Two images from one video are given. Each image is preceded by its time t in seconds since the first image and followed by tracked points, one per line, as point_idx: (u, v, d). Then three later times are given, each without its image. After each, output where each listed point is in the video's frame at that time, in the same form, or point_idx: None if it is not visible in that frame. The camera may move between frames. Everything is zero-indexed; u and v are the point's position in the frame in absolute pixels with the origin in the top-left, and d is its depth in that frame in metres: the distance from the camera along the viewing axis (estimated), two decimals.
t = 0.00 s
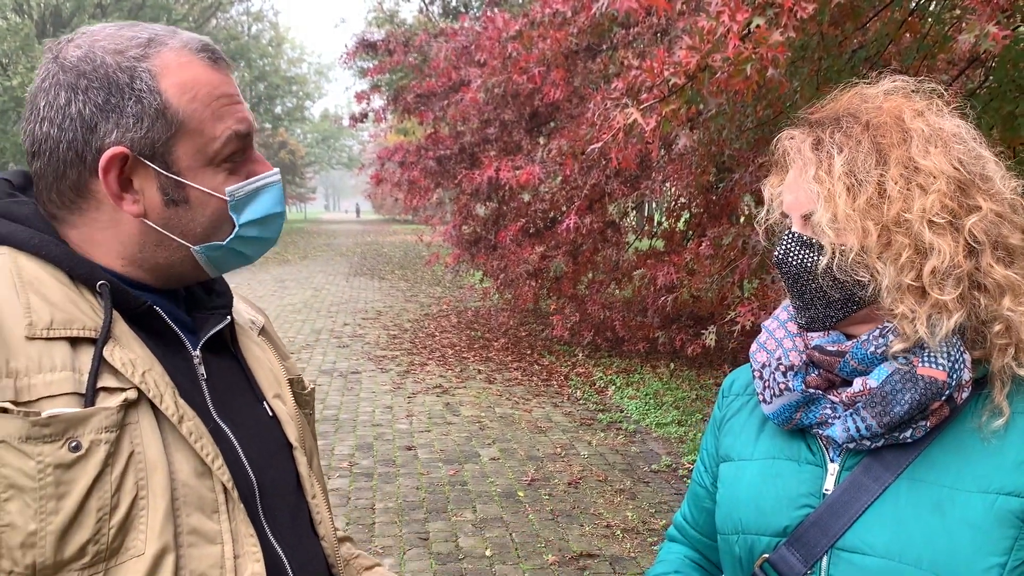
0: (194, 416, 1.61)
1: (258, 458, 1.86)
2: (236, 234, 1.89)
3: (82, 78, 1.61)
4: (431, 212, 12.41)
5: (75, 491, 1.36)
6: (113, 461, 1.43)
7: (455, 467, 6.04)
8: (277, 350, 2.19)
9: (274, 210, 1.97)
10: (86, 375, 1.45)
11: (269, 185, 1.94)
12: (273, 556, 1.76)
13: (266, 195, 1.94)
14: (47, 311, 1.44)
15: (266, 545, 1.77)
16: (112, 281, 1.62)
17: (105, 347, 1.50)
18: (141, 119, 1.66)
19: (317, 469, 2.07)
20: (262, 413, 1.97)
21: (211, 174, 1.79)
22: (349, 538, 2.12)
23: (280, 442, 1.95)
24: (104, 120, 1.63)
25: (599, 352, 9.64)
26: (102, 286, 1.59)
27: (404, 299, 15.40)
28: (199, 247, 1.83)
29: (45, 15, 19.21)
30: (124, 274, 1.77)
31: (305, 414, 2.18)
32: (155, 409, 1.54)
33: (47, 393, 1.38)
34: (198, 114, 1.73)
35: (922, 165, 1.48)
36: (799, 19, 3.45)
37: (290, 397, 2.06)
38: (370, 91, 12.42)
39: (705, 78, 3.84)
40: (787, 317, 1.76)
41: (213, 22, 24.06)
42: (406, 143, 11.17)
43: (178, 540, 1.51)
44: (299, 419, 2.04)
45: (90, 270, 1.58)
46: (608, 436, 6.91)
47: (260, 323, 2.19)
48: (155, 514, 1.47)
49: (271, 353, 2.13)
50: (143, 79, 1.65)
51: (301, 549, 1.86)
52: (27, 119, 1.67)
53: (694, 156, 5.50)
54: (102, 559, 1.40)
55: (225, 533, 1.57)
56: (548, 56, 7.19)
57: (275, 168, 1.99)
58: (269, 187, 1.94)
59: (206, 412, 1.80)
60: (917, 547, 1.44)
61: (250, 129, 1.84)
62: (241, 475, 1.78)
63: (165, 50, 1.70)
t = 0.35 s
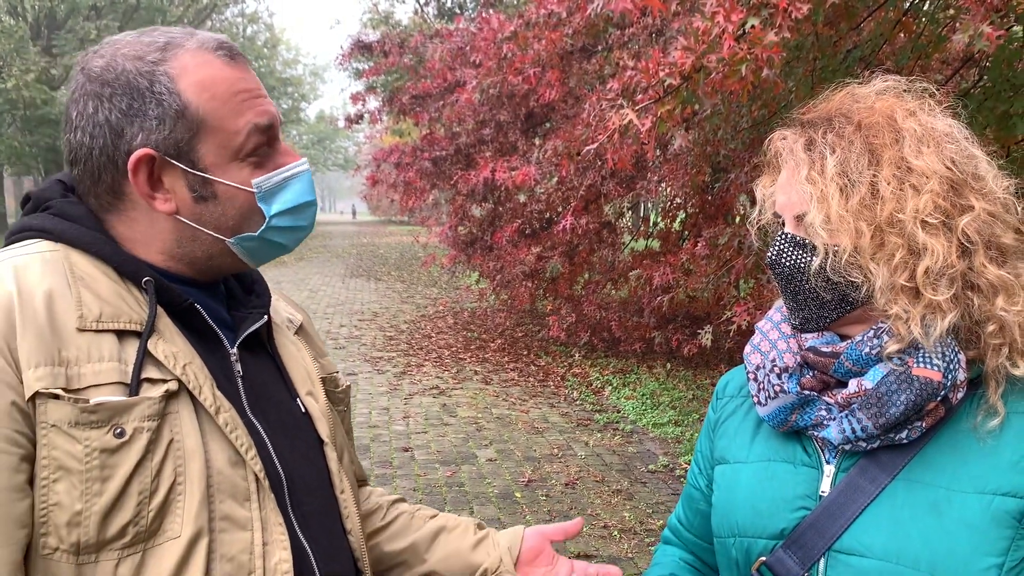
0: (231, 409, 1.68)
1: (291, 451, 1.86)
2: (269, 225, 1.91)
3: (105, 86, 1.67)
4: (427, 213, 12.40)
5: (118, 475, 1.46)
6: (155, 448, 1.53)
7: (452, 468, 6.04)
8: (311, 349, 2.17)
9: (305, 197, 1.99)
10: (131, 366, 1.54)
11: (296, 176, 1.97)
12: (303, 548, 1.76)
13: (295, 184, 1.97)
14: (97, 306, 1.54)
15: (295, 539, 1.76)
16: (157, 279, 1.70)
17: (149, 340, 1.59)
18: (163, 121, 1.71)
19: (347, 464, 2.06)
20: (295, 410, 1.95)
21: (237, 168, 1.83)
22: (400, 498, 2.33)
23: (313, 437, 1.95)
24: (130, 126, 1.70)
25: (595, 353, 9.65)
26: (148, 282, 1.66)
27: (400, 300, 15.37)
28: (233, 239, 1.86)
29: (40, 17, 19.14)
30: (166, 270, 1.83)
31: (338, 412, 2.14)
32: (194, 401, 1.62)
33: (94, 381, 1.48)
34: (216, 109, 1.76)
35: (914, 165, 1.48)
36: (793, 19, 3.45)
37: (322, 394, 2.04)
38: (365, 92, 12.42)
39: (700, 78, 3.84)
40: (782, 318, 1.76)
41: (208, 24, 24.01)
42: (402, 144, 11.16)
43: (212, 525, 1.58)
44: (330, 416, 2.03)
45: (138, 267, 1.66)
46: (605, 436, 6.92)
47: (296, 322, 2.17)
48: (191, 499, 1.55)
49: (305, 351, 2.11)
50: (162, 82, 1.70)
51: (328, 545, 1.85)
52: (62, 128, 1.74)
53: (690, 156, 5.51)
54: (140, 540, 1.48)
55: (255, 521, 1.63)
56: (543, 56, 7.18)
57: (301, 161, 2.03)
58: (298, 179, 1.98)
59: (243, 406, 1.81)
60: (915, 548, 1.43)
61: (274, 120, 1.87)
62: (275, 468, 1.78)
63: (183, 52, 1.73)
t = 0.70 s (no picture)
0: (215, 406, 1.64)
1: (287, 440, 1.82)
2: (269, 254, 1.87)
3: (163, 93, 1.68)
4: (421, 213, 12.37)
5: (101, 478, 1.44)
6: (138, 450, 1.50)
7: (446, 468, 6.01)
8: (317, 332, 2.12)
9: (308, 237, 1.95)
10: (113, 373, 1.52)
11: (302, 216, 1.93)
12: (302, 534, 1.75)
13: (302, 224, 1.92)
14: (77, 315, 1.52)
15: (291, 529, 1.74)
16: (142, 285, 1.66)
17: (131, 346, 1.56)
18: (209, 139, 1.72)
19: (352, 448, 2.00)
20: (292, 399, 1.91)
21: (256, 199, 1.82)
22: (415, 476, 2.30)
23: (312, 422, 1.91)
24: (176, 135, 1.70)
25: (589, 352, 9.63)
26: (133, 289, 1.63)
27: (394, 300, 15.32)
28: (234, 261, 1.83)
29: (30, 16, 18.98)
30: (159, 277, 1.79)
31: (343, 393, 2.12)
32: (177, 401, 1.59)
33: (75, 391, 1.46)
34: (258, 140, 1.78)
35: (901, 163, 1.46)
36: (786, 17, 3.43)
37: (322, 378, 1.99)
38: (358, 91, 12.37)
39: (693, 76, 3.82)
40: (773, 318, 1.72)
41: (200, 23, 23.91)
42: (395, 143, 11.12)
43: (201, 519, 1.56)
44: (330, 400, 1.98)
45: (120, 275, 1.62)
46: (599, 435, 6.90)
47: (300, 308, 2.10)
48: (178, 494, 1.53)
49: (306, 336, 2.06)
50: (217, 105, 1.72)
51: (330, 531, 1.82)
52: (100, 118, 1.73)
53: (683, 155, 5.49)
54: (130, 537, 1.47)
55: (245, 513, 1.60)
56: (536, 55, 7.15)
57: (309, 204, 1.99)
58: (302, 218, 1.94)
59: (235, 400, 1.77)
60: (908, 548, 1.40)
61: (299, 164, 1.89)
62: (269, 457, 1.75)
63: (241, 83, 1.76)
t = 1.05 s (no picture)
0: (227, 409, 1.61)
1: (293, 445, 1.77)
2: (291, 241, 1.84)
3: (157, 102, 1.66)
4: (415, 209, 12.33)
5: (113, 467, 1.44)
6: (150, 443, 1.49)
7: (440, 465, 5.99)
8: (337, 343, 2.00)
9: (332, 218, 1.92)
10: (135, 367, 1.52)
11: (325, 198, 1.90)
12: (294, 540, 1.71)
13: (321, 206, 1.89)
14: (107, 309, 1.52)
15: (285, 533, 1.70)
16: (173, 285, 1.65)
17: (154, 344, 1.55)
18: (205, 139, 1.69)
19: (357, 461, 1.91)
20: (305, 409, 1.84)
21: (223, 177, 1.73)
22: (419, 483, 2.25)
23: (319, 432, 1.84)
24: (175, 141, 1.68)
25: (584, 348, 9.62)
26: (164, 288, 1.62)
27: (389, 296, 15.28)
28: (257, 251, 1.80)
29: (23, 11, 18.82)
30: (192, 276, 1.78)
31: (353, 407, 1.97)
32: (193, 403, 1.56)
33: (97, 381, 1.46)
34: (255, 132, 1.72)
35: (894, 159, 1.41)
36: (781, 12, 3.41)
37: (336, 391, 1.89)
38: (352, 87, 12.31)
39: (687, 72, 3.81)
40: (770, 314, 1.68)
41: (194, 19, 23.78)
42: (389, 139, 11.07)
43: (202, 515, 1.54)
44: (342, 412, 1.89)
45: (153, 272, 1.61)
46: (594, 431, 6.89)
47: (323, 318, 1.99)
48: (183, 489, 1.51)
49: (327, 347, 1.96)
50: (208, 105, 1.68)
51: (326, 537, 1.77)
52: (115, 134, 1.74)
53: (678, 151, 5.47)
54: (136, 524, 1.46)
55: (244, 513, 1.58)
56: (530, 51, 7.10)
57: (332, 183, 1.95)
58: (325, 201, 1.90)
59: (247, 404, 1.74)
60: (901, 545, 1.38)
61: (307, 146, 1.82)
62: (272, 458, 1.72)
63: (231, 79, 1.71)
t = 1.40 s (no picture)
0: (225, 404, 1.59)
1: (289, 444, 1.75)
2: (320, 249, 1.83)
3: (218, 99, 1.66)
4: (412, 204, 12.31)
5: (108, 452, 1.43)
6: (147, 431, 1.48)
7: (438, 459, 6.00)
8: (345, 348, 1.95)
9: (356, 233, 1.92)
10: (140, 356, 1.50)
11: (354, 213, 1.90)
12: (279, 541, 1.67)
13: (353, 219, 1.89)
14: (118, 297, 1.51)
15: (270, 532, 1.67)
16: (186, 278, 1.64)
17: (160, 335, 1.54)
18: (260, 140, 1.68)
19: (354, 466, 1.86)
20: (305, 411, 1.81)
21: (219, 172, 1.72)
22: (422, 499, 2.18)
23: (315, 434, 1.81)
24: (229, 137, 1.68)
25: (582, 343, 9.63)
26: (175, 280, 1.61)
27: (385, 291, 15.26)
28: (286, 253, 1.79)
29: (18, 5, 18.68)
30: (211, 272, 1.76)
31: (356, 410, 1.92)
32: (191, 397, 1.55)
33: (100, 367, 1.46)
34: (307, 140, 1.73)
35: (892, 154, 1.40)
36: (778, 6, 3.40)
37: (338, 394, 1.85)
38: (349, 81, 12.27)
39: (684, 66, 3.80)
40: (769, 308, 1.67)
41: (189, 13, 23.66)
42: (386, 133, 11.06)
43: (190, 507, 1.52)
44: (343, 416, 1.85)
45: (167, 263, 1.60)
46: (591, 425, 6.90)
47: (333, 322, 1.94)
48: (174, 480, 1.49)
49: (334, 352, 1.92)
50: (268, 108, 1.68)
51: (313, 539, 1.74)
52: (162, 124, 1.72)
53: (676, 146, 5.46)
54: (126, 510, 1.45)
55: (231, 509, 1.56)
56: (527, 44, 7.07)
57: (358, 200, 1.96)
58: (355, 215, 1.90)
59: (245, 402, 1.72)
60: (897, 540, 1.38)
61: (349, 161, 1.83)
62: (265, 456, 1.69)
63: (291, 88, 1.72)
